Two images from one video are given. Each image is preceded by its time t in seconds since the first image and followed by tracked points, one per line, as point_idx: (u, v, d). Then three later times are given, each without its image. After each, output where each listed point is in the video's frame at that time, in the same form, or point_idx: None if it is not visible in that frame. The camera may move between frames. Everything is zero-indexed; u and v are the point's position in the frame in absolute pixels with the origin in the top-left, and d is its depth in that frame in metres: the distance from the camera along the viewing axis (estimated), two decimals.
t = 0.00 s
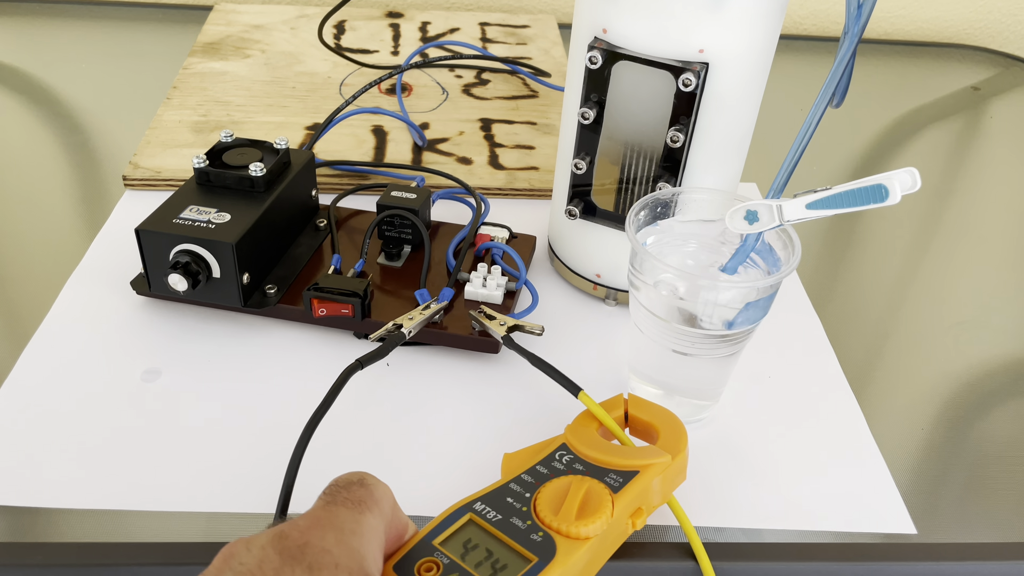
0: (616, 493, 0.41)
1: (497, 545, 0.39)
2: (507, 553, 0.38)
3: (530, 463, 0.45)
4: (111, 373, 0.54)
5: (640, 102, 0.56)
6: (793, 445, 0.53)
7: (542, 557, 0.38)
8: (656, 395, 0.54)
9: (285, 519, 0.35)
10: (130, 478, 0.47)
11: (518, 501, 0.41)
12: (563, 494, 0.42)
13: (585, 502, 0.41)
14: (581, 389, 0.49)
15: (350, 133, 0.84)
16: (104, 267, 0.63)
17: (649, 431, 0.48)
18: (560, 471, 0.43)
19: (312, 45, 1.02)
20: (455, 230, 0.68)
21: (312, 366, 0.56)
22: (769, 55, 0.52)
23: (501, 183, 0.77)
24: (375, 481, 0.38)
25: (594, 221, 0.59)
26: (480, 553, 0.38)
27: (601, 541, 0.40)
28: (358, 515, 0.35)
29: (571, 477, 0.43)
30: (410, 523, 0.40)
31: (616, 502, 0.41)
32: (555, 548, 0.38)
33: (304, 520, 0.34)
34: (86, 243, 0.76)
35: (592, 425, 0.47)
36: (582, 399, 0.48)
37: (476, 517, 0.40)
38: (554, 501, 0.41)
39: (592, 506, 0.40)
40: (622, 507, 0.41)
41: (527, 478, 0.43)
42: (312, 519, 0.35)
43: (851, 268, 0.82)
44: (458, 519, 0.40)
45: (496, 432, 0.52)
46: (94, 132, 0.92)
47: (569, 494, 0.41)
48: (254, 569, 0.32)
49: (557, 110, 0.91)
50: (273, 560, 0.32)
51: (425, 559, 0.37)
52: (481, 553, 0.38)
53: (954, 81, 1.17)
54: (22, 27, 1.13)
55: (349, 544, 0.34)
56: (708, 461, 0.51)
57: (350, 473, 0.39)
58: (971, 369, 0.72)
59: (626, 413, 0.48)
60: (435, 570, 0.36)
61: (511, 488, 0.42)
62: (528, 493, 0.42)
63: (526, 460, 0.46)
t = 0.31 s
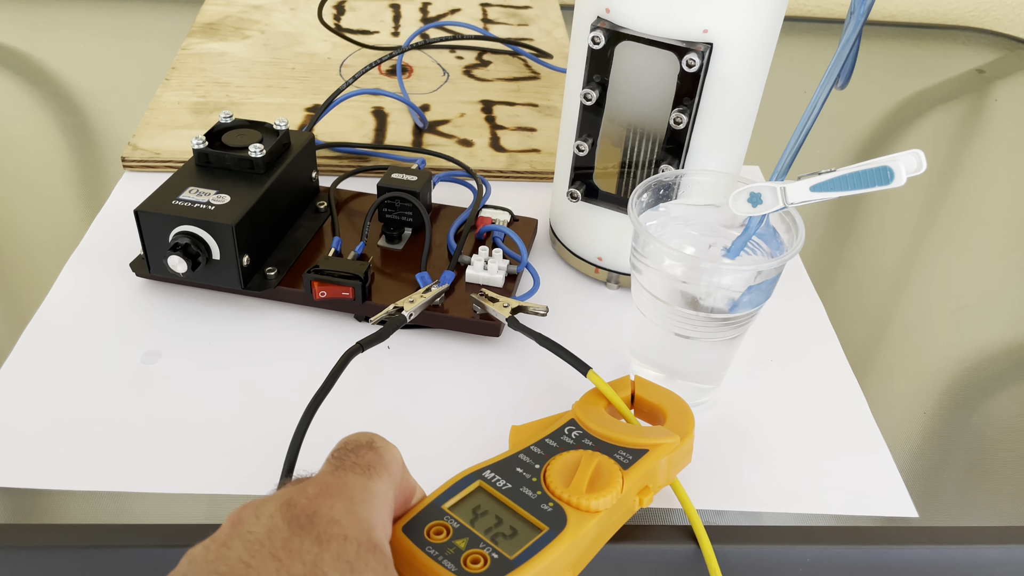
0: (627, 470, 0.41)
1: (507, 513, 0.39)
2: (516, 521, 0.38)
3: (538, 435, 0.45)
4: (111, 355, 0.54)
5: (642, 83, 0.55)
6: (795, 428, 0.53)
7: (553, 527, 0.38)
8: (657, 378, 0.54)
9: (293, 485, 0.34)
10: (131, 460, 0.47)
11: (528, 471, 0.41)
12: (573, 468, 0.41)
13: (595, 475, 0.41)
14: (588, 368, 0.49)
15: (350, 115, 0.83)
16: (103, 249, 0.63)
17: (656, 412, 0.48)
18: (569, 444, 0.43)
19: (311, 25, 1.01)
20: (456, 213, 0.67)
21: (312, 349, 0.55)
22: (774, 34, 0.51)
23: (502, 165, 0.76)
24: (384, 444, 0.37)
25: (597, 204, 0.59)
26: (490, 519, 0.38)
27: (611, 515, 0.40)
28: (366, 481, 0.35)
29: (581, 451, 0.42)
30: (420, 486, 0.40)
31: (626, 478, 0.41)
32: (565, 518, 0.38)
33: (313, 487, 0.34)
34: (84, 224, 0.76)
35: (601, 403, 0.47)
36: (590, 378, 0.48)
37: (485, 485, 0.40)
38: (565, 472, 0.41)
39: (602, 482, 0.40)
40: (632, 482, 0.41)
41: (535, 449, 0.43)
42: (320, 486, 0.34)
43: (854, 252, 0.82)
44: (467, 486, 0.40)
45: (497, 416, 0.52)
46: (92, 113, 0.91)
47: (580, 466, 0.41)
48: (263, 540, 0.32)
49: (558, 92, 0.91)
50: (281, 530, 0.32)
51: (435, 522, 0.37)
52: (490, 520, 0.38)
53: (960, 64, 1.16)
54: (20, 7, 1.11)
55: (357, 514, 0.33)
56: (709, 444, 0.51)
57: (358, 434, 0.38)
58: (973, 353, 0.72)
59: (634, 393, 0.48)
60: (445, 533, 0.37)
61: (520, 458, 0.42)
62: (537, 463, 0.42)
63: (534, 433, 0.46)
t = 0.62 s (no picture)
0: (628, 457, 0.41)
1: (508, 496, 0.39)
2: (517, 505, 0.39)
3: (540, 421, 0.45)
4: (111, 344, 0.54)
5: (643, 72, 0.55)
6: (794, 418, 0.53)
7: (554, 512, 0.38)
8: (657, 367, 0.54)
9: (293, 465, 0.35)
10: (131, 448, 0.47)
11: (530, 456, 0.42)
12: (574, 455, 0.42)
13: (597, 462, 0.41)
14: (588, 357, 0.49)
15: (350, 104, 0.83)
16: (103, 238, 0.63)
17: (657, 402, 0.48)
18: (570, 431, 0.43)
19: (311, 14, 1.01)
20: (457, 203, 0.67)
21: (312, 339, 0.56)
22: (775, 22, 0.51)
23: (502, 155, 0.76)
24: (385, 424, 0.38)
25: (597, 193, 0.59)
26: (490, 502, 0.38)
27: (611, 502, 0.40)
28: (367, 461, 0.35)
29: (583, 437, 0.43)
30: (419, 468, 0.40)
31: (627, 465, 0.41)
32: (566, 503, 0.39)
33: (314, 467, 0.34)
34: (84, 214, 0.75)
35: (603, 390, 0.47)
36: (592, 366, 0.48)
37: (487, 468, 0.41)
38: (567, 458, 0.41)
39: (604, 468, 0.41)
40: (633, 469, 0.41)
41: (538, 434, 0.43)
42: (321, 466, 0.34)
43: (855, 241, 0.81)
44: (469, 469, 0.40)
45: (497, 405, 0.52)
46: (92, 102, 0.91)
47: (582, 453, 0.41)
48: (264, 519, 0.32)
49: (559, 81, 0.90)
50: (282, 510, 0.32)
51: (436, 503, 0.37)
52: (491, 503, 0.38)
53: (962, 53, 1.15)
54: None
55: (357, 495, 0.34)
56: (708, 433, 0.51)
57: (359, 414, 0.38)
58: (973, 343, 0.72)
59: (637, 382, 0.48)
60: (446, 515, 0.37)
61: (522, 443, 0.42)
62: (539, 449, 0.42)
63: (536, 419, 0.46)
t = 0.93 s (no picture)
0: (628, 450, 0.42)
1: (509, 489, 0.39)
2: (518, 498, 0.39)
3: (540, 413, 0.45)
4: (112, 337, 0.54)
5: (644, 64, 0.54)
6: (794, 411, 0.53)
7: (555, 506, 0.38)
8: (657, 360, 0.54)
9: (295, 457, 0.35)
10: (131, 441, 0.47)
11: (531, 449, 0.42)
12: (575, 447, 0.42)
13: (597, 455, 0.41)
14: (589, 349, 0.49)
15: (350, 96, 0.83)
16: (103, 231, 0.63)
17: (657, 394, 0.48)
18: (571, 423, 0.43)
19: (310, 6, 1.00)
20: (457, 196, 0.67)
21: (312, 332, 0.56)
22: (777, 15, 0.50)
23: (503, 147, 0.76)
24: (386, 417, 0.38)
25: (598, 186, 0.59)
26: (491, 495, 0.39)
27: (611, 496, 0.40)
28: (367, 454, 0.35)
29: (583, 430, 0.43)
30: (419, 460, 0.41)
31: (627, 459, 0.41)
32: (566, 496, 0.39)
33: (315, 459, 0.34)
34: (84, 206, 0.75)
35: (603, 382, 0.47)
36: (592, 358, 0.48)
37: (487, 460, 0.41)
38: (567, 451, 0.41)
39: (604, 461, 0.41)
40: (633, 463, 0.41)
41: (538, 427, 0.43)
42: (322, 458, 0.34)
43: (856, 234, 0.81)
44: (469, 462, 0.40)
45: (497, 398, 0.52)
46: (91, 94, 0.91)
47: (582, 446, 0.41)
48: (266, 512, 0.32)
49: (559, 73, 0.90)
50: (284, 502, 0.32)
51: (436, 496, 0.38)
52: (491, 496, 0.39)
53: (964, 45, 1.15)
54: None
55: (359, 487, 0.34)
56: (707, 426, 0.51)
57: (360, 407, 0.39)
58: (973, 336, 0.71)
59: (637, 374, 0.48)
60: (447, 508, 0.37)
61: (523, 436, 0.42)
62: (539, 442, 0.42)
63: (536, 411, 0.46)
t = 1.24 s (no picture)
0: (627, 448, 0.42)
1: (507, 489, 0.39)
2: (516, 498, 0.39)
3: (540, 410, 0.45)
4: (112, 332, 0.54)
5: (644, 60, 0.54)
6: (794, 407, 0.53)
7: (553, 505, 0.38)
8: (657, 357, 0.54)
9: (291, 459, 0.35)
10: (131, 437, 0.47)
11: (529, 447, 0.42)
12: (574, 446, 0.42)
13: (595, 454, 0.41)
14: (589, 345, 0.49)
15: (350, 92, 0.83)
16: (103, 226, 0.63)
17: (657, 390, 0.48)
18: (569, 421, 0.43)
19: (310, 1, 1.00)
20: (458, 192, 0.67)
21: (312, 328, 0.56)
22: (778, 10, 0.50)
23: (503, 143, 0.76)
24: (382, 417, 0.38)
25: (598, 182, 0.58)
26: (489, 495, 0.39)
27: (610, 495, 0.40)
28: (364, 455, 0.35)
29: (582, 428, 0.43)
30: (416, 459, 0.41)
31: (626, 457, 0.41)
32: (565, 496, 0.39)
33: (311, 461, 0.34)
34: (84, 202, 0.75)
35: (602, 378, 0.47)
36: (593, 354, 0.48)
37: (486, 459, 0.41)
38: (566, 450, 0.41)
39: (603, 460, 0.41)
40: (632, 461, 0.41)
41: (537, 425, 0.43)
42: (319, 460, 0.34)
43: (856, 230, 0.81)
44: (468, 460, 0.40)
45: (497, 394, 0.52)
46: (91, 90, 0.91)
47: (581, 445, 0.41)
48: (262, 514, 0.32)
49: (559, 69, 0.90)
50: (281, 505, 0.32)
51: (434, 496, 0.38)
52: (489, 495, 0.39)
53: (965, 41, 1.14)
54: None
55: (355, 489, 0.34)
56: (707, 423, 0.51)
57: (356, 407, 0.39)
58: (974, 332, 0.71)
59: (637, 369, 0.48)
60: (445, 508, 0.37)
61: (521, 434, 0.42)
62: (538, 440, 0.42)
63: (535, 408, 0.46)
